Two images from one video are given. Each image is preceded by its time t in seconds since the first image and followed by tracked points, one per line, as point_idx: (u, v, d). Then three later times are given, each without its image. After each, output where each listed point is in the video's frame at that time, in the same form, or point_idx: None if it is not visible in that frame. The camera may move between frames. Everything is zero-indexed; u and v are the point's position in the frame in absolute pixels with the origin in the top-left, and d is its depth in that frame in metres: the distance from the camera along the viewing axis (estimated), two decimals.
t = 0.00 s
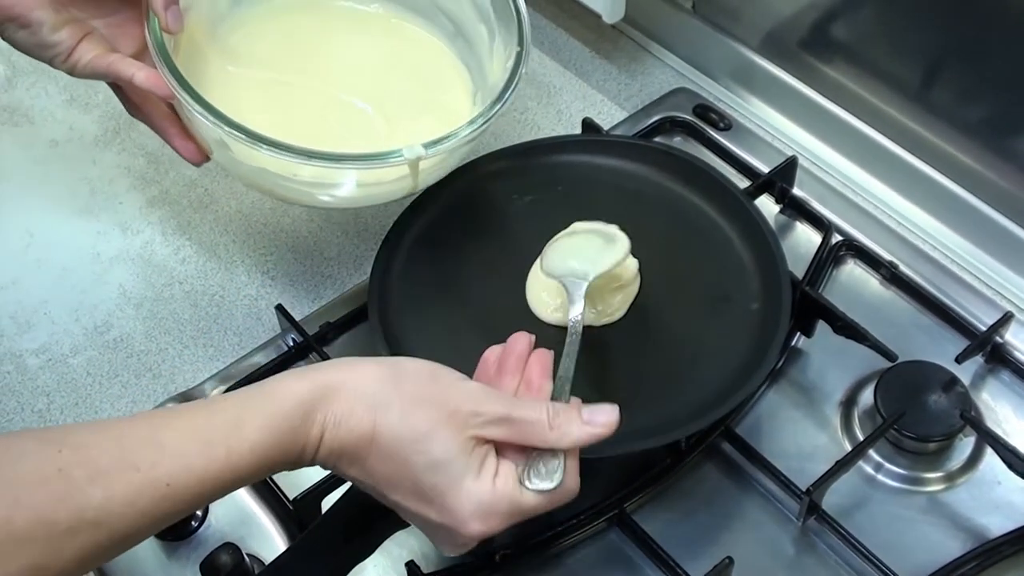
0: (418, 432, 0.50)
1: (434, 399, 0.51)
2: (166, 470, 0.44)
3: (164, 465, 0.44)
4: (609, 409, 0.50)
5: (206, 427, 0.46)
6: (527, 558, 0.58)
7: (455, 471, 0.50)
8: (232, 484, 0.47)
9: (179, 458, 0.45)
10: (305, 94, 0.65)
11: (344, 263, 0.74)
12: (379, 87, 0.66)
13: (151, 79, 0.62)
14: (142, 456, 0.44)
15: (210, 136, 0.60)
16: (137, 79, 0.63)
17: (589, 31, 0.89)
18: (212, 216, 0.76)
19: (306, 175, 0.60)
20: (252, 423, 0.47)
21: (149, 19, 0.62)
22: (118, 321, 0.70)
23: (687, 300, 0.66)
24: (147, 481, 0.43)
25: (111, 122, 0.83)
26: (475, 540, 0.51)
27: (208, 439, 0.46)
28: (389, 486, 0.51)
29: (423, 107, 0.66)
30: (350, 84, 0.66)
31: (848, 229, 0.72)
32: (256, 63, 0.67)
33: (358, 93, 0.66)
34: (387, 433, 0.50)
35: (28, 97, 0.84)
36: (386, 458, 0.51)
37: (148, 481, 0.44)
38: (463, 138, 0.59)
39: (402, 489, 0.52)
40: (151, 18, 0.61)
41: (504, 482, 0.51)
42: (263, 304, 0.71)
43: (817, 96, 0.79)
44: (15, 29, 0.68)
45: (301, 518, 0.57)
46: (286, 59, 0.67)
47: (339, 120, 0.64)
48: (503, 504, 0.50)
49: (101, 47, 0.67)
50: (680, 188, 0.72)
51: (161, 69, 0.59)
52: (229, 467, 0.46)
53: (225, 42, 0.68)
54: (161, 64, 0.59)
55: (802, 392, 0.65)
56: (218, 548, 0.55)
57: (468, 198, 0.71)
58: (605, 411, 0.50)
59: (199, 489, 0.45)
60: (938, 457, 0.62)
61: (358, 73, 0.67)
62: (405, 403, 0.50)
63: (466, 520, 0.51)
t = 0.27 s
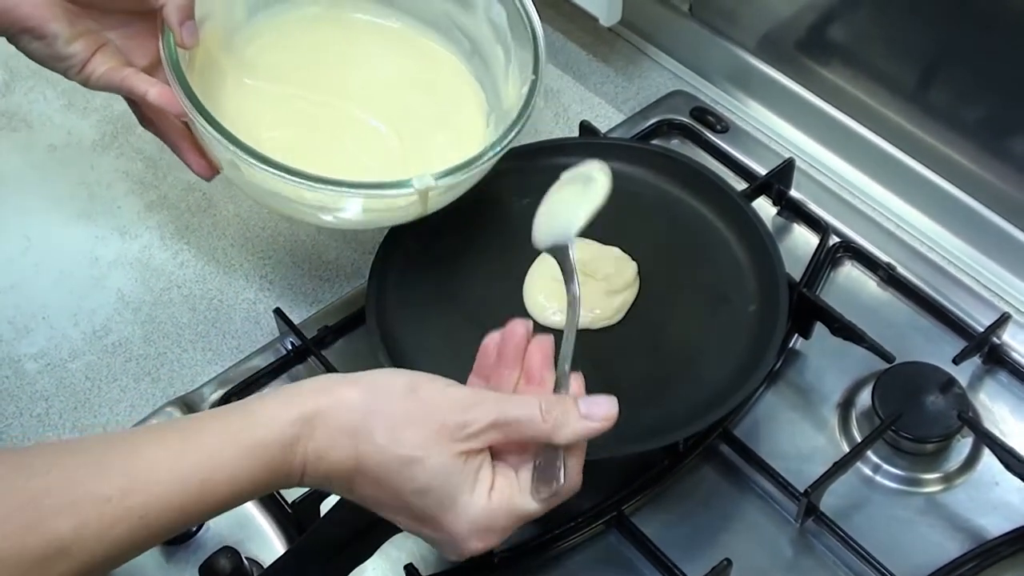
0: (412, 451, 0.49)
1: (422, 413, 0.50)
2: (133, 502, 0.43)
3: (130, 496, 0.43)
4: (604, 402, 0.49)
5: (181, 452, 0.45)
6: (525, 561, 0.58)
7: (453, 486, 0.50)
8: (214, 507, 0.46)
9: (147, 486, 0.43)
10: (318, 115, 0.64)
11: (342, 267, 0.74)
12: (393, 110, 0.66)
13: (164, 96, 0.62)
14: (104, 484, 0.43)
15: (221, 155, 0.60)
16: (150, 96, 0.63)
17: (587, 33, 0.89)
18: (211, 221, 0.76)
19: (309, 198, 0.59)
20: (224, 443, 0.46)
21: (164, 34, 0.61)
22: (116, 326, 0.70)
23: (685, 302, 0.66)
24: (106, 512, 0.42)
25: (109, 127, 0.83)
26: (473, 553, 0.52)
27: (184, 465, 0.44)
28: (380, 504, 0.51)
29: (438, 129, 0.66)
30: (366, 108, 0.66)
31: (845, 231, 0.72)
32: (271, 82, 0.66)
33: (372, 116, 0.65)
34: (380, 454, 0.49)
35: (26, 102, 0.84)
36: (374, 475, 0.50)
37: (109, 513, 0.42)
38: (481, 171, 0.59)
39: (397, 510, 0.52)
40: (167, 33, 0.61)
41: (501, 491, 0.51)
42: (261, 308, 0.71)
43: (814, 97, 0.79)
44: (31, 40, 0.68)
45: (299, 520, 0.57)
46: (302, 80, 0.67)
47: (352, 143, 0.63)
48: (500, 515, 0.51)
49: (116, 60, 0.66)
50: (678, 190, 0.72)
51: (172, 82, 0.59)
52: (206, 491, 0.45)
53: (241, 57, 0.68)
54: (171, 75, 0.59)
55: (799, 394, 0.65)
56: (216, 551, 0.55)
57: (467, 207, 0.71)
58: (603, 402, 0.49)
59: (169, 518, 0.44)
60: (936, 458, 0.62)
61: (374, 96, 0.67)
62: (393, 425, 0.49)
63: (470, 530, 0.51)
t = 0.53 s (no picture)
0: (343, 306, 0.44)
1: (332, 275, 0.44)
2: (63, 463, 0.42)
3: (61, 465, 0.42)
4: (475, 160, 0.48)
5: (113, 407, 0.43)
6: (526, 562, 0.58)
7: (385, 278, 0.45)
8: (183, 449, 0.44)
9: (78, 449, 0.42)
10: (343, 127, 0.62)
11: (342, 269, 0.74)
12: (420, 122, 0.64)
13: (182, 111, 0.63)
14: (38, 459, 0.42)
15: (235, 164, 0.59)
16: (168, 111, 0.63)
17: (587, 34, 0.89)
18: (212, 222, 0.76)
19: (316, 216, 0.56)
20: (148, 390, 0.43)
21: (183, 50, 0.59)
22: (117, 329, 0.70)
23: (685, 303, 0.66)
24: (43, 483, 0.42)
25: (110, 129, 0.83)
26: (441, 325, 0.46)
27: (120, 414, 0.42)
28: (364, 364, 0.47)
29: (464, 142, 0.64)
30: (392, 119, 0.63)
31: (846, 232, 0.72)
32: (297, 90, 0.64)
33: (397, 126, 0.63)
34: (315, 316, 0.44)
35: (26, 104, 0.84)
36: (322, 344, 0.45)
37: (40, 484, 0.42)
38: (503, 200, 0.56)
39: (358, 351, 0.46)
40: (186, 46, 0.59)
41: (445, 266, 0.46)
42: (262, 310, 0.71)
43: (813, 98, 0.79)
44: (49, 50, 0.67)
45: (300, 521, 0.57)
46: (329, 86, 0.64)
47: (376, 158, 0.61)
48: (450, 274, 0.46)
49: (136, 72, 0.66)
50: (677, 190, 0.72)
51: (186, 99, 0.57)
52: (152, 442, 0.43)
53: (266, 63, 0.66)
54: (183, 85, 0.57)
55: (800, 394, 0.65)
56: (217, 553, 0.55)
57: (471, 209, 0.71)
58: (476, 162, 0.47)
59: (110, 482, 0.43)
60: (937, 458, 0.62)
61: (402, 102, 0.64)
62: (290, 286, 0.43)
63: (413, 331, 0.47)
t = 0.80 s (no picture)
0: (261, 281, 0.46)
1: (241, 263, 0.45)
2: (43, 495, 0.41)
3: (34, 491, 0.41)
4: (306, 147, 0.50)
5: (74, 434, 0.42)
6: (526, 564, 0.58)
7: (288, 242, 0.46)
8: (161, 467, 0.43)
9: (53, 474, 0.41)
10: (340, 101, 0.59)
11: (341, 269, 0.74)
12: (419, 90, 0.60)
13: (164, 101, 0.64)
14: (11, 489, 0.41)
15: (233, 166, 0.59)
16: (151, 101, 0.65)
17: (587, 36, 0.89)
18: (212, 223, 0.76)
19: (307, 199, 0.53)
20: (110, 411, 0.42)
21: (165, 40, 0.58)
22: (117, 330, 0.70)
23: (686, 305, 0.67)
24: (26, 505, 0.41)
25: (110, 130, 0.83)
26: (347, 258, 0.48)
27: (86, 442, 0.42)
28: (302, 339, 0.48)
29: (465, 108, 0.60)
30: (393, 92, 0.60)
31: (846, 233, 0.72)
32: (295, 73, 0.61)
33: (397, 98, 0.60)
34: (248, 314, 0.45)
35: (26, 106, 0.84)
36: (256, 320, 0.46)
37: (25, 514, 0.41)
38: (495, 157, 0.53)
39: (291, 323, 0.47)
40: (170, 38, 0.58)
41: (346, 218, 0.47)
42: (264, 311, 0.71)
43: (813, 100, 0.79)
44: (34, 48, 0.68)
45: (301, 524, 0.57)
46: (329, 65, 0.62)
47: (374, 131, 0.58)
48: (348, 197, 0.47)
49: (122, 66, 0.67)
50: (678, 193, 0.72)
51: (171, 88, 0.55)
52: (126, 459, 0.42)
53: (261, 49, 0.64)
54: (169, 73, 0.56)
55: (800, 396, 0.65)
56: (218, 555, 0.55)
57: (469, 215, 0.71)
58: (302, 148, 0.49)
59: (94, 493, 0.42)
60: (937, 459, 0.62)
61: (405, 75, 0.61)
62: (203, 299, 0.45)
63: (332, 278, 0.48)
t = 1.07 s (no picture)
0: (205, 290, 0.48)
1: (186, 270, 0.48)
2: None
3: None
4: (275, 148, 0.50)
5: (13, 430, 0.45)
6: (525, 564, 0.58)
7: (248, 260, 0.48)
8: (93, 463, 0.46)
9: None
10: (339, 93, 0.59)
11: (341, 269, 0.74)
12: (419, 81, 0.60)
13: (163, 102, 0.64)
14: None
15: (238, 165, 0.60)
16: (149, 104, 0.64)
17: (587, 35, 0.89)
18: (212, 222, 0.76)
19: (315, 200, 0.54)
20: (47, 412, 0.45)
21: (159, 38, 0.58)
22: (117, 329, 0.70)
23: (686, 305, 0.67)
24: None
25: (110, 129, 0.83)
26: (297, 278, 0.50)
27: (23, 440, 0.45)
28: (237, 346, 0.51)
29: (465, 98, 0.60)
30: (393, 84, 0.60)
31: (845, 232, 0.72)
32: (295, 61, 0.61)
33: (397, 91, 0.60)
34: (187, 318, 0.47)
35: (26, 104, 0.84)
36: (201, 327, 0.48)
37: None
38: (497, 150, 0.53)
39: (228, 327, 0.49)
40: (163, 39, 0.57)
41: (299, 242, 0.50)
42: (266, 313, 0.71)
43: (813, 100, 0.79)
44: (27, 54, 0.69)
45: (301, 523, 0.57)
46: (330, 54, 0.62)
47: (373, 121, 0.58)
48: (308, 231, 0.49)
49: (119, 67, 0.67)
50: (678, 193, 0.72)
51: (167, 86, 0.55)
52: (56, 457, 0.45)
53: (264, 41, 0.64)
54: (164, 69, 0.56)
55: (800, 396, 0.65)
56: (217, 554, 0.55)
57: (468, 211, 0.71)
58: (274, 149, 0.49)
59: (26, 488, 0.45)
60: (937, 460, 0.62)
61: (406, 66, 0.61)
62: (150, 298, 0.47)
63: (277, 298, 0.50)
